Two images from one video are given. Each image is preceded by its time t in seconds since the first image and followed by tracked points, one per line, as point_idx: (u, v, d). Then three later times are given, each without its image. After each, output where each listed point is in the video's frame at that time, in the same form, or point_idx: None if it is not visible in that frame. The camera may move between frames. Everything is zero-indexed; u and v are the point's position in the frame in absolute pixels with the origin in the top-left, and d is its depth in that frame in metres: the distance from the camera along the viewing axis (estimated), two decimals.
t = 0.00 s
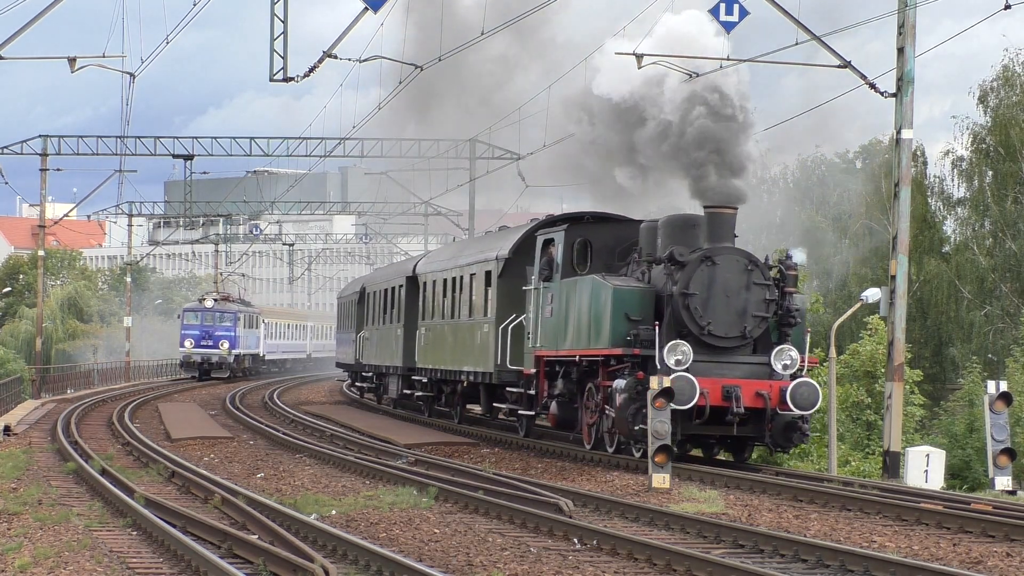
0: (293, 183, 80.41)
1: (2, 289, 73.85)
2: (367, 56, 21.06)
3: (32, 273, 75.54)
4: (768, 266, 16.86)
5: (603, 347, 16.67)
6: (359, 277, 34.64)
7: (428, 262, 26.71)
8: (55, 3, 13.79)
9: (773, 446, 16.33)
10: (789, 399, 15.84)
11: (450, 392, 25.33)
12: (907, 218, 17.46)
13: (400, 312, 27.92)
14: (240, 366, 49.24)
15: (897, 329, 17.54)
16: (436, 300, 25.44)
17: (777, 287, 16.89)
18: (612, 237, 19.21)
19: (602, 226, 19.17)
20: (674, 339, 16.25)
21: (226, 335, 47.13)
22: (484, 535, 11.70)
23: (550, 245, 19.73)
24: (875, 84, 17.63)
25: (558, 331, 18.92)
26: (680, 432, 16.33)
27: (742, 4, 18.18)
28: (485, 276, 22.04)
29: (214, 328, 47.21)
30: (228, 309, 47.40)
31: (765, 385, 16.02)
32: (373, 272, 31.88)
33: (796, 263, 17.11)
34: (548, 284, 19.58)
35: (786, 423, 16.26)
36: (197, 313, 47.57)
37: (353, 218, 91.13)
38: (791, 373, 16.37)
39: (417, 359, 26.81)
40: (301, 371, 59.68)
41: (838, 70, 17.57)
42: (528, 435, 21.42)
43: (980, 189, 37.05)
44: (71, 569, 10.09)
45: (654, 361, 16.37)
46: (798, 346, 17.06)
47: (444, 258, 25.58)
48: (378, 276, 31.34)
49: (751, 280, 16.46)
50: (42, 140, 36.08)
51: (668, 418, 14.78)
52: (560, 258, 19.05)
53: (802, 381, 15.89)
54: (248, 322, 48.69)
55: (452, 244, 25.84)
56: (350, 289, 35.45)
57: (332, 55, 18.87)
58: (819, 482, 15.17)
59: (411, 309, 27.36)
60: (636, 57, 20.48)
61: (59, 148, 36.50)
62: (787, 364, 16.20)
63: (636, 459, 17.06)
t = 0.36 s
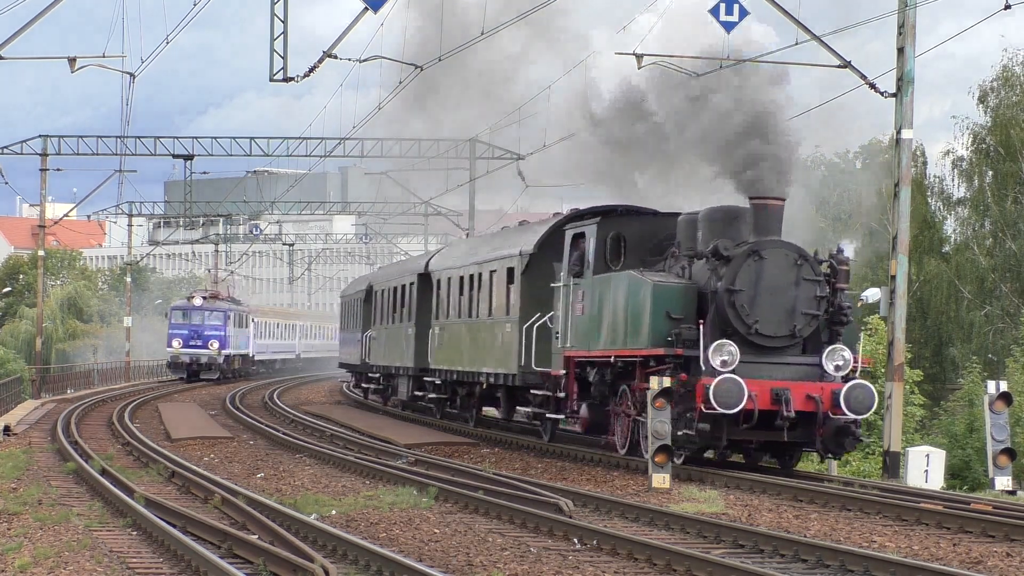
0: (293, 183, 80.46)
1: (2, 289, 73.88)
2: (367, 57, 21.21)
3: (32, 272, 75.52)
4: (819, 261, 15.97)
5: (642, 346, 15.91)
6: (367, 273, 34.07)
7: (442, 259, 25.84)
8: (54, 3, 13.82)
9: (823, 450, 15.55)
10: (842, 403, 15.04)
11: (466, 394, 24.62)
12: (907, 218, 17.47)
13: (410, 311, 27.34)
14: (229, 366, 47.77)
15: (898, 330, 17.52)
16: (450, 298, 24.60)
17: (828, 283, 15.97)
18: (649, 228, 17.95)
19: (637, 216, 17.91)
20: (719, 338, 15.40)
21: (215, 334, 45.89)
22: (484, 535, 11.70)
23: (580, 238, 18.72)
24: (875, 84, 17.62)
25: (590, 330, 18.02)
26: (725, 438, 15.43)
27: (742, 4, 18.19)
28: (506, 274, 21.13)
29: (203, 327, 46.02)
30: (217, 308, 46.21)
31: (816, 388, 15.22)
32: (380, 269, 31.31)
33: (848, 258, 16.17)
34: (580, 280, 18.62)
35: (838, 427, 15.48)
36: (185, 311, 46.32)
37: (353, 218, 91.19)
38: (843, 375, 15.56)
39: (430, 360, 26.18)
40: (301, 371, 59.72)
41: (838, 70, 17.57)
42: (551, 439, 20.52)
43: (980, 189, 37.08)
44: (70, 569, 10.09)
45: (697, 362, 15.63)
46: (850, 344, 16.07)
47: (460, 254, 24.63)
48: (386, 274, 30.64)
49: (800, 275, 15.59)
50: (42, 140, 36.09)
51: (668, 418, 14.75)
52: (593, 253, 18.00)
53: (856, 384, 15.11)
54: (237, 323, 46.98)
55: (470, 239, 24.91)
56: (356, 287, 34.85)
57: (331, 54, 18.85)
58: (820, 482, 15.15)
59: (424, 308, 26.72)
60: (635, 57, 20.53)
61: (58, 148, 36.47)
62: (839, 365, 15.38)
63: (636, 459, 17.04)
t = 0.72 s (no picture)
0: (293, 183, 80.53)
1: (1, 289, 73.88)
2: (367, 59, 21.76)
3: (32, 272, 75.50)
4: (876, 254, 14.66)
5: (686, 348, 14.65)
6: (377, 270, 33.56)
7: (457, 257, 24.93)
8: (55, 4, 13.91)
9: (882, 458, 14.27)
10: (903, 406, 13.83)
11: (483, 396, 23.80)
12: (907, 218, 17.47)
13: (422, 310, 26.68)
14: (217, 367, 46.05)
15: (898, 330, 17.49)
16: (468, 297, 23.70)
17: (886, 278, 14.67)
18: (688, 220, 16.65)
19: (676, 208, 16.57)
20: (770, 338, 14.11)
21: (205, 333, 44.49)
22: (484, 535, 11.70)
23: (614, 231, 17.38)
24: (875, 84, 17.62)
25: (626, 329, 16.71)
26: (779, 445, 14.24)
27: (742, 4, 18.20)
28: (533, 269, 20.03)
29: (192, 326, 44.54)
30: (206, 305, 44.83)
31: (875, 390, 14.00)
32: (390, 266, 30.77)
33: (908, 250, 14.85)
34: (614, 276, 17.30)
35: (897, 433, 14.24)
36: (172, 310, 44.81)
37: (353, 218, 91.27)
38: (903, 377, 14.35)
39: (445, 361, 25.37)
40: (301, 371, 59.75)
41: (838, 70, 17.59)
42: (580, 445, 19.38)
43: (980, 189, 37.11)
44: (71, 569, 10.09)
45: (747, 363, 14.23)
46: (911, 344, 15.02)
47: (478, 250, 23.63)
48: (396, 271, 29.95)
49: (857, 270, 14.30)
50: (42, 139, 36.07)
51: (668, 418, 14.73)
52: (629, 247, 16.65)
53: (918, 385, 13.94)
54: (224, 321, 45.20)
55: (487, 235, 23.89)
56: (364, 286, 34.31)
57: (332, 54, 18.81)
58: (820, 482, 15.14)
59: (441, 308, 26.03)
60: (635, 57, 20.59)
61: (58, 148, 36.47)
62: (900, 366, 14.18)
63: (636, 459, 17.09)
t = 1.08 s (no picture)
0: (293, 183, 80.56)
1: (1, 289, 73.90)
2: (368, 59, 21.71)
3: (32, 272, 75.48)
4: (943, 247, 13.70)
5: (739, 349, 13.85)
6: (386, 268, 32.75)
7: (474, 253, 24.02)
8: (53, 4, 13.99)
9: (949, 466, 13.40)
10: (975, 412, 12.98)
11: (503, 398, 22.86)
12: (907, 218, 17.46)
13: (435, 309, 25.94)
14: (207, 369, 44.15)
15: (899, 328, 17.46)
16: (488, 294, 22.76)
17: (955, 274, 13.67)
18: (733, 212, 15.78)
19: (721, 199, 15.73)
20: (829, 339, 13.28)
21: (195, 332, 42.34)
22: (484, 535, 11.71)
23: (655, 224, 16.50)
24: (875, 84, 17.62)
25: (668, 327, 15.87)
26: (840, 452, 13.39)
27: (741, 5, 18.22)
28: (564, 265, 19.20)
29: (181, 325, 42.41)
30: (198, 303, 42.70)
31: (943, 394, 13.15)
32: (399, 264, 30.05)
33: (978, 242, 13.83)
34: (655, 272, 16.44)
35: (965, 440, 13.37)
36: (161, 307, 42.70)
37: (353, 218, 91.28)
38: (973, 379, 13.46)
39: (462, 362, 24.36)
40: (300, 371, 59.75)
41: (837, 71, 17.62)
42: (611, 450, 18.51)
43: (980, 189, 37.10)
44: (70, 569, 10.09)
45: (804, 363, 13.47)
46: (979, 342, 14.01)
47: (498, 246, 22.75)
48: (407, 269, 29.02)
49: (924, 265, 13.36)
50: (42, 139, 36.05)
51: (668, 418, 14.73)
52: (671, 240, 15.85)
53: (990, 390, 13.08)
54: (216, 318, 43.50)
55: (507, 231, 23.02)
56: (370, 285, 33.45)
57: (332, 54, 18.81)
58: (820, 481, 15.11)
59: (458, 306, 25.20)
60: (636, 57, 20.61)
61: (58, 148, 36.47)
62: (969, 367, 13.28)
63: (636, 460, 17.09)
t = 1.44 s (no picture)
0: (293, 183, 80.61)
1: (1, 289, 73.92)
2: (369, 59, 21.69)
3: (32, 273, 75.49)
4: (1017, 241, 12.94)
5: (801, 350, 12.89)
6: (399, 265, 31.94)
7: (494, 249, 23.11)
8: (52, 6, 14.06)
9: None
10: None
11: (524, 400, 21.94)
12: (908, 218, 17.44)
13: (451, 307, 25.13)
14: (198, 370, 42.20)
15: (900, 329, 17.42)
16: (511, 292, 21.86)
17: None
18: (785, 202, 14.54)
19: (772, 188, 14.54)
20: (898, 339, 12.40)
21: (185, 332, 40.37)
22: (484, 535, 11.70)
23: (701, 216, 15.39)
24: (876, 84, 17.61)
25: (717, 327, 14.85)
26: (912, 463, 12.37)
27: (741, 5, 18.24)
28: (597, 260, 18.21)
29: (171, 324, 40.45)
30: (188, 301, 40.73)
31: (1021, 399, 12.23)
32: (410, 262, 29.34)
33: None
34: (701, 267, 15.40)
35: None
36: (149, 305, 40.65)
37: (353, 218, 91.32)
38: None
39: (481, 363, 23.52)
40: (300, 371, 59.79)
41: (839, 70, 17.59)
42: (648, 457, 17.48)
43: (981, 189, 37.11)
44: (70, 569, 10.09)
45: (873, 365, 12.51)
46: None
47: (521, 241, 21.80)
48: (421, 267, 28.20)
49: (999, 259, 12.57)
50: (42, 140, 36.02)
51: (668, 418, 14.73)
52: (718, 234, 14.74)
53: None
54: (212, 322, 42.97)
55: (530, 225, 22.08)
56: (377, 285, 32.60)
57: (332, 54, 18.81)
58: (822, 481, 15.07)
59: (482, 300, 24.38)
60: (636, 57, 20.63)
61: (58, 148, 36.48)
62: None
63: (636, 460, 17.11)
